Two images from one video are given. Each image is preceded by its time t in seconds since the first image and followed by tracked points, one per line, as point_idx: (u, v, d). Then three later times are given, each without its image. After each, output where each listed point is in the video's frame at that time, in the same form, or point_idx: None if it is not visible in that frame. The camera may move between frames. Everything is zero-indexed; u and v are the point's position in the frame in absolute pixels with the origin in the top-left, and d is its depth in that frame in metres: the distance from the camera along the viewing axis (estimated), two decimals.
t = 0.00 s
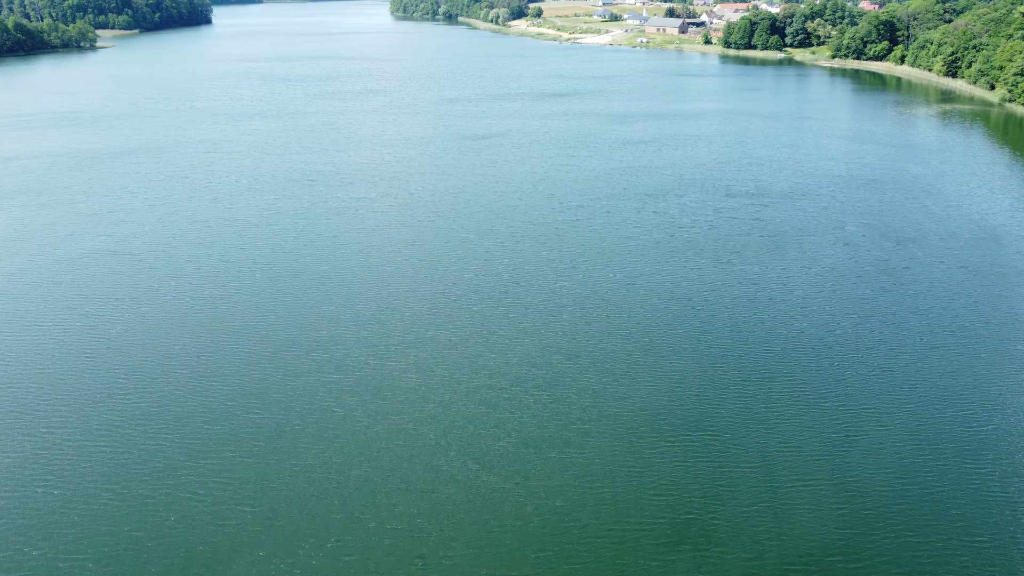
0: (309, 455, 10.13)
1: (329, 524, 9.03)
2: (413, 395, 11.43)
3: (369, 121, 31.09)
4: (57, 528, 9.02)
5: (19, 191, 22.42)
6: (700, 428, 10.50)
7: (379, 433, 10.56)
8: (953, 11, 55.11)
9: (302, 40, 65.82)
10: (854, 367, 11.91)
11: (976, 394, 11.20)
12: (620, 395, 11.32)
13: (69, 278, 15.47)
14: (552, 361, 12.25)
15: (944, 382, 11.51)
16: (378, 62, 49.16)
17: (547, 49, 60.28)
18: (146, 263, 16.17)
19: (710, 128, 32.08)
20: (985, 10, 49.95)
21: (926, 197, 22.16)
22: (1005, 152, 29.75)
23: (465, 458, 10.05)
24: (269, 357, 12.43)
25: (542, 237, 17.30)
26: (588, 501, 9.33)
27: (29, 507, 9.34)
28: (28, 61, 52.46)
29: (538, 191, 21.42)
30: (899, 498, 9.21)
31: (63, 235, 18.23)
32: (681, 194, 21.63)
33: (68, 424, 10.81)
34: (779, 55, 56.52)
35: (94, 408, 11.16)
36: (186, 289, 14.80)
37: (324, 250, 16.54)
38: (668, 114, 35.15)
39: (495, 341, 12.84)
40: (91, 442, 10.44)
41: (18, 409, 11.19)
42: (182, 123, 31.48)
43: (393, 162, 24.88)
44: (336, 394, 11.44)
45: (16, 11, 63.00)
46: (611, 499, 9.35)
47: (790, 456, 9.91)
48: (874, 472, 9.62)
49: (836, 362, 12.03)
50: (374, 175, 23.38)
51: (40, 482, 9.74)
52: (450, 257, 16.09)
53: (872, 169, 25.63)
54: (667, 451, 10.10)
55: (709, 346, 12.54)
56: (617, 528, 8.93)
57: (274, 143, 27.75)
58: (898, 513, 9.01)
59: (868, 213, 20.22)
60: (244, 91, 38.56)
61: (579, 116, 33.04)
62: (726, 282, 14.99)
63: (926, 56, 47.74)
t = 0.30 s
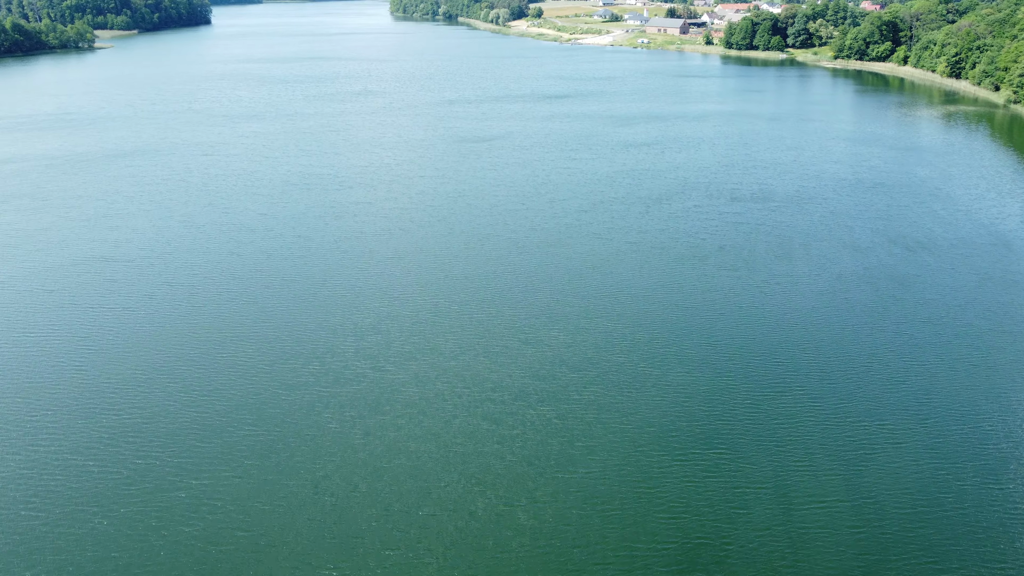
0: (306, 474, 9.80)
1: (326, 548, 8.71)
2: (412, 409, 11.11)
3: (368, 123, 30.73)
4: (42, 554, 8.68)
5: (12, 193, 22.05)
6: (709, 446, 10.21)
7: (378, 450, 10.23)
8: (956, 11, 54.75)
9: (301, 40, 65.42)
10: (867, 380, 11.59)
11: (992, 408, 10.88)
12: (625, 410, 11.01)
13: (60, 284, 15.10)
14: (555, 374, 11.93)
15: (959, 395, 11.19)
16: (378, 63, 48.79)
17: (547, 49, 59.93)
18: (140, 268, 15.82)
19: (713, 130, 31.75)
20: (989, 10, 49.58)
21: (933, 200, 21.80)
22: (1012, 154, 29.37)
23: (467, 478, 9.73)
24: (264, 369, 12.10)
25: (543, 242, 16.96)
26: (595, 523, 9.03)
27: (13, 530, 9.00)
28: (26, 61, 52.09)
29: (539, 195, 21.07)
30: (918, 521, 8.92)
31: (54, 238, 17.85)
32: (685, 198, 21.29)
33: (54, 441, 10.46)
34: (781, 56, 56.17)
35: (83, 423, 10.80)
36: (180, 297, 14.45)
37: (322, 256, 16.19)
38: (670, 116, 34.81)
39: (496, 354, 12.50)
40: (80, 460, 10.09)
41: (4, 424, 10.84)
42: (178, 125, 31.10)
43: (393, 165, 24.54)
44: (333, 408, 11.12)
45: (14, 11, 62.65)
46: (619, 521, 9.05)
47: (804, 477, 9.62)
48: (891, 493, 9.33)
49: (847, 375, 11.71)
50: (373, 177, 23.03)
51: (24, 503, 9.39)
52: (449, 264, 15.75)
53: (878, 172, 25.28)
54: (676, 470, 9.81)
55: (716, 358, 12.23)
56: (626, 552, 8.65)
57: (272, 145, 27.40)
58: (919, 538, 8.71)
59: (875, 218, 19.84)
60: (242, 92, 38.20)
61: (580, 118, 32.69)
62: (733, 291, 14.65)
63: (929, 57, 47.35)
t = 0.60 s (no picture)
0: (301, 495, 9.48)
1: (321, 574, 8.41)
2: (410, 424, 10.78)
3: (367, 125, 30.36)
4: None
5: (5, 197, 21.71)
6: (721, 465, 9.93)
7: (375, 469, 9.91)
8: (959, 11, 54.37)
9: (301, 41, 65.06)
10: (878, 393, 11.28)
11: (1008, 423, 10.56)
12: (630, 426, 10.71)
13: (51, 292, 14.77)
14: (557, 387, 11.61)
15: (975, 410, 10.87)
16: (377, 64, 48.44)
17: (547, 49, 59.60)
18: (133, 275, 15.49)
19: (716, 132, 31.41)
20: (992, 10, 49.22)
21: (940, 204, 21.46)
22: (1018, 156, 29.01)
23: (468, 499, 9.42)
24: (259, 381, 11.78)
25: (544, 249, 16.62)
26: (602, 547, 8.74)
27: None
28: (23, 62, 51.75)
29: (540, 199, 20.74)
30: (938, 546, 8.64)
31: (46, 242, 17.52)
32: (688, 202, 20.96)
33: (40, 459, 10.13)
34: (783, 56, 55.83)
35: (71, 441, 10.46)
36: (173, 306, 14.12)
37: (319, 263, 15.85)
38: (673, 118, 34.50)
39: (497, 366, 12.18)
40: (66, 481, 9.74)
41: None
42: (175, 127, 30.76)
43: (391, 167, 24.19)
44: (329, 423, 10.80)
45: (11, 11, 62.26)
46: (628, 545, 8.77)
47: (818, 498, 9.35)
48: (909, 515, 9.05)
49: (858, 388, 11.40)
50: (371, 180, 22.69)
51: (9, 525, 9.08)
52: (449, 271, 15.41)
53: (883, 175, 24.94)
54: (686, 491, 9.53)
55: (724, 370, 11.92)
56: None
57: (270, 148, 27.06)
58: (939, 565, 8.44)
59: (882, 224, 19.46)
60: (240, 93, 37.85)
61: (581, 120, 32.35)
62: (739, 299, 14.33)
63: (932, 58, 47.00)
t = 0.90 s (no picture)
0: (297, 517, 9.17)
1: None
2: (409, 440, 10.47)
3: (366, 128, 30.04)
4: None
5: None
6: (731, 482, 9.66)
7: (372, 488, 9.60)
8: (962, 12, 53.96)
9: (300, 42, 64.71)
10: (890, 406, 10.98)
11: None
12: (636, 442, 10.41)
13: (41, 300, 14.45)
14: (560, 400, 11.30)
15: (991, 424, 10.56)
16: (377, 65, 48.10)
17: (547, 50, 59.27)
18: (126, 282, 15.19)
19: (718, 135, 31.09)
20: (996, 11, 48.81)
21: (948, 208, 21.12)
22: None
23: (469, 521, 9.10)
24: (255, 394, 11.48)
25: (546, 256, 16.30)
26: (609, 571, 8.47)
27: None
28: (21, 63, 51.40)
29: (541, 203, 20.42)
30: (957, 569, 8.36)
31: (38, 248, 17.21)
32: (691, 206, 20.64)
33: (26, 477, 9.82)
34: (785, 57, 55.49)
35: (59, 458, 10.16)
36: (166, 314, 13.81)
37: (316, 269, 15.53)
38: (675, 119, 34.21)
39: (499, 377, 11.86)
40: (54, 500, 9.45)
41: None
42: (172, 129, 30.43)
43: (390, 170, 23.87)
44: (326, 438, 10.50)
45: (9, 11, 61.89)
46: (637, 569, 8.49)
47: (832, 518, 9.07)
48: (927, 537, 8.76)
49: (869, 401, 11.10)
50: (370, 183, 22.37)
51: None
52: (449, 279, 15.09)
53: (888, 179, 24.60)
54: (697, 511, 9.24)
55: (732, 383, 11.62)
56: None
57: (267, 150, 26.74)
58: None
59: (890, 229, 19.11)
60: (238, 95, 37.50)
61: (582, 122, 32.03)
62: (746, 308, 14.00)
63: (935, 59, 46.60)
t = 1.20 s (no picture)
0: (291, 542, 8.83)
1: None
2: (409, 456, 10.15)
3: (366, 130, 29.70)
4: None
5: None
6: (742, 501, 9.34)
7: (369, 510, 9.25)
8: (965, 12, 53.58)
9: (299, 42, 64.29)
10: (904, 420, 10.67)
11: None
12: (643, 458, 10.09)
13: (32, 309, 14.11)
14: (564, 413, 10.98)
15: (1009, 440, 10.24)
16: (377, 66, 47.70)
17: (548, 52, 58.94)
18: (120, 290, 14.86)
19: (721, 137, 30.75)
20: (999, 12, 48.45)
21: (956, 212, 20.79)
22: None
23: (470, 547, 8.76)
24: (250, 407, 11.15)
25: (548, 262, 15.96)
26: None
27: None
28: (18, 64, 50.96)
29: (543, 207, 20.08)
30: None
31: (31, 254, 16.86)
32: (695, 211, 20.30)
33: (12, 496, 9.49)
34: (786, 58, 55.13)
35: (45, 477, 9.81)
36: (160, 324, 13.47)
37: (314, 276, 15.20)
38: (676, 121, 33.86)
39: (501, 390, 11.54)
40: (39, 523, 9.11)
41: None
42: (168, 132, 30.05)
43: (390, 174, 23.52)
44: (322, 454, 10.18)
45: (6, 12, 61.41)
46: None
47: (848, 540, 8.75)
48: (947, 560, 8.45)
49: (882, 415, 10.76)
50: (369, 187, 22.01)
51: None
52: (449, 287, 14.75)
53: (894, 182, 24.25)
54: (708, 532, 8.93)
55: (741, 395, 11.30)
56: None
57: (265, 153, 26.38)
58: None
59: (898, 234, 18.77)
60: (236, 97, 37.12)
61: (583, 124, 31.68)
62: (753, 317, 13.67)
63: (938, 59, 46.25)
